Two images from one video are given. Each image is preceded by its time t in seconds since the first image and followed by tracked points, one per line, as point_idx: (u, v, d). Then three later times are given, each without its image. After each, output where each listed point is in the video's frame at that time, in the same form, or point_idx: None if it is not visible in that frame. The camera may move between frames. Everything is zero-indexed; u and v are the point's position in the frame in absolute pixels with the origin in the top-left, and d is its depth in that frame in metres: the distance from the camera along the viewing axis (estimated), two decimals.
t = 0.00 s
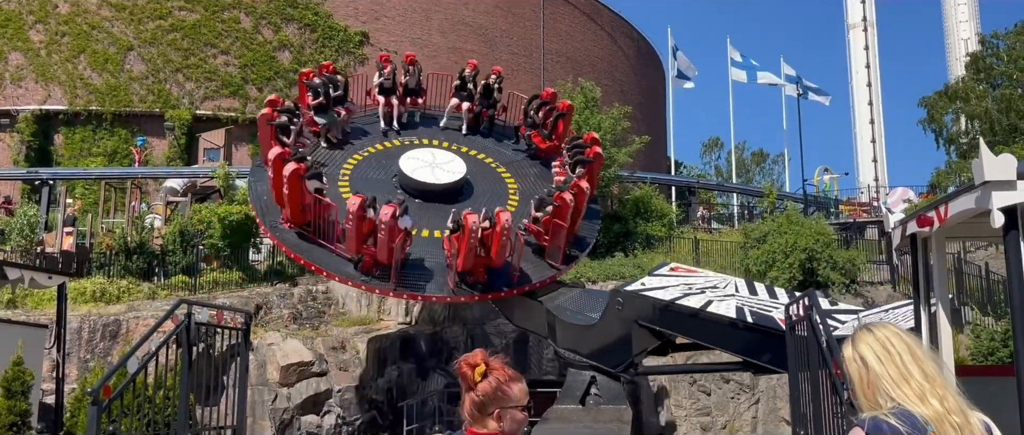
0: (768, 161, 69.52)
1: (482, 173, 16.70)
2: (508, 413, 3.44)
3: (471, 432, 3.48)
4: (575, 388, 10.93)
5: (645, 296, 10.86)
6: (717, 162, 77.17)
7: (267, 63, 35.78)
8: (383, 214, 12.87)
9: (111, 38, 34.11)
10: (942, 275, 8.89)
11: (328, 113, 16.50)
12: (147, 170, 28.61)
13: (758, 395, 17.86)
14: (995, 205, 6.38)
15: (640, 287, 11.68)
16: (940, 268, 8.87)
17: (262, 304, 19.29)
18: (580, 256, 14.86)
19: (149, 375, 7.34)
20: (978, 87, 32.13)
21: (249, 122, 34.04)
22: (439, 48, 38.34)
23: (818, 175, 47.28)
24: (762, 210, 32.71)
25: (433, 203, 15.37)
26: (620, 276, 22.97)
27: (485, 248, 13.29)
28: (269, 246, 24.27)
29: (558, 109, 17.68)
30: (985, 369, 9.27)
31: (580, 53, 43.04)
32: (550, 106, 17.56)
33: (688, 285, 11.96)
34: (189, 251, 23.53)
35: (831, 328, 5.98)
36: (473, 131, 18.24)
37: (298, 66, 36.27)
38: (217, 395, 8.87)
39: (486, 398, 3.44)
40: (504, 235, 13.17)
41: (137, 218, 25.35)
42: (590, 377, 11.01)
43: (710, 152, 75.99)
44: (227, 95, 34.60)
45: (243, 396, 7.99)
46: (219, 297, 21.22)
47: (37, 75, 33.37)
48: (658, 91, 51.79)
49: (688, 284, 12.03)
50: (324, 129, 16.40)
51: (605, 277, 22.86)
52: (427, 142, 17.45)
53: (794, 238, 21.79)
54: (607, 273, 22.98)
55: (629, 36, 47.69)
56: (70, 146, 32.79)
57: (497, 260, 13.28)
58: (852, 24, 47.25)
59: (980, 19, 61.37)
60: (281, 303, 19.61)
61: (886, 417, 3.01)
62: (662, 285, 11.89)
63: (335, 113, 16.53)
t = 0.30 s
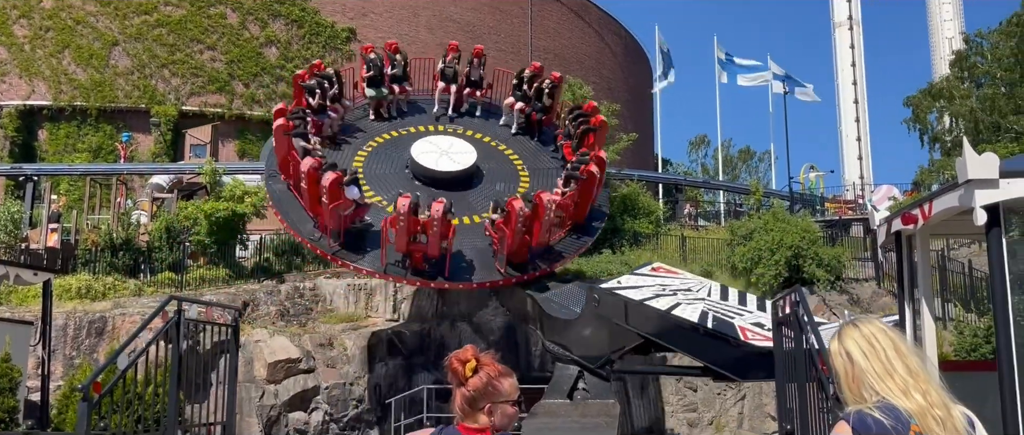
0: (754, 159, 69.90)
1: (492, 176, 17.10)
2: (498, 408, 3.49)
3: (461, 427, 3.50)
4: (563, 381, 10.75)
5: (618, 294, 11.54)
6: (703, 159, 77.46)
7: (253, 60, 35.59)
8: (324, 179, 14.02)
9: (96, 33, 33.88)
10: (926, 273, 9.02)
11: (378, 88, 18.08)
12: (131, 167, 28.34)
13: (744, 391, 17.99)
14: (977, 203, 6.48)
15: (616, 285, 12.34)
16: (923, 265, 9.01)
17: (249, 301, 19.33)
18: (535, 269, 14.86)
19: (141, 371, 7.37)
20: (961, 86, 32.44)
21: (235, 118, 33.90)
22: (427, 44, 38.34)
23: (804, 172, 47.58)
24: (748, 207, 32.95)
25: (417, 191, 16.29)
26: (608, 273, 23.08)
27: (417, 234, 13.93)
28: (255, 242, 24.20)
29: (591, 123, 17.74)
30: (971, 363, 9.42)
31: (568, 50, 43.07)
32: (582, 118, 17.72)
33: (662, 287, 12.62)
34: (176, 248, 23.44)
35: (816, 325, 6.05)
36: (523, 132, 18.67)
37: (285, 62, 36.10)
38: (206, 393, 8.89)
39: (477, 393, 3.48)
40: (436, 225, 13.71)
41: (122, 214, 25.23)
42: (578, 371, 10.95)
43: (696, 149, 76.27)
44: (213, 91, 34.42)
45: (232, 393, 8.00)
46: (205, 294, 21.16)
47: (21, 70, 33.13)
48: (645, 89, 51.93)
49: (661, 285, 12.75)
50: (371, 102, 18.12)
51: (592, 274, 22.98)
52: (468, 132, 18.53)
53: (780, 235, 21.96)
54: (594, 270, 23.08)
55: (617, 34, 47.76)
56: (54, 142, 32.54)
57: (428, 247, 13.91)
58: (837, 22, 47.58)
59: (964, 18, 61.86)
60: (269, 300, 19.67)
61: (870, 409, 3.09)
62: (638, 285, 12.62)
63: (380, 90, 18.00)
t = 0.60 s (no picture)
0: (737, 158, 70.37)
1: (489, 180, 16.55)
2: (492, 405, 3.52)
3: (456, 425, 3.53)
4: (547, 378, 11.50)
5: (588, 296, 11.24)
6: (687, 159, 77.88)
7: (237, 57, 35.41)
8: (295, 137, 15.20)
9: (77, 29, 33.59)
10: (909, 272, 9.12)
11: (434, 72, 18.49)
12: (113, 165, 28.07)
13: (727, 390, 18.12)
14: (959, 204, 6.56)
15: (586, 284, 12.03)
16: (906, 266, 9.11)
17: (233, 300, 19.23)
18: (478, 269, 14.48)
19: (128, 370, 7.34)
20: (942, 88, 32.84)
21: (218, 115, 33.68)
22: (412, 43, 38.31)
23: (787, 172, 47.92)
24: (731, 207, 33.17)
25: (406, 170, 16.51)
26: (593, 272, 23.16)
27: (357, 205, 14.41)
28: (239, 241, 24.17)
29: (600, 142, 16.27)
30: (952, 362, 9.49)
31: (553, 49, 43.16)
32: (593, 132, 16.35)
33: (629, 289, 12.27)
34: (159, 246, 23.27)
35: (802, 323, 6.12)
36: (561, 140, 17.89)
37: (269, 60, 35.93)
38: (191, 392, 8.85)
39: (470, 391, 3.51)
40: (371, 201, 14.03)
41: (104, 212, 25.04)
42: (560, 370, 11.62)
43: (680, 149, 76.65)
44: (197, 88, 34.22)
45: (220, 391, 7.97)
46: (188, 292, 21.04)
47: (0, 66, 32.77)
48: (630, 88, 52.11)
49: (628, 287, 12.41)
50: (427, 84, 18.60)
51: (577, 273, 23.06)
52: (506, 130, 18.14)
53: (763, 234, 22.13)
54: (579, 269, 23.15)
55: (602, 33, 47.90)
56: (34, 139, 32.20)
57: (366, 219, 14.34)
58: (820, 23, 47.99)
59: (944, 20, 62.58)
60: (252, 298, 19.41)
61: (855, 406, 3.15)
62: (606, 284, 12.30)
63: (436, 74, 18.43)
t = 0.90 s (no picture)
0: (719, 161, 70.84)
1: (489, 179, 16.42)
2: (482, 407, 3.54)
3: (446, 426, 3.54)
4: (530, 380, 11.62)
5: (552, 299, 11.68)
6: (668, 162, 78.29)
7: (218, 57, 35.19)
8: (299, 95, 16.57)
9: (55, 27, 33.24)
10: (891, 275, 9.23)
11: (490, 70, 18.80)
12: (92, 165, 27.73)
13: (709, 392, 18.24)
14: (942, 209, 6.66)
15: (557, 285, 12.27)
16: (889, 269, 9.22)
17: (213, 301, 19.10)
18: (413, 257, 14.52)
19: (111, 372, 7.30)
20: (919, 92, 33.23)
21: (199, 116, 33.29)
22: (395, 44, 38.25)
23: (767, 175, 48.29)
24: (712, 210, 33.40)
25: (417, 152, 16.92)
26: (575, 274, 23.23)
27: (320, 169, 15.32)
28: (219, 242, 24.06)
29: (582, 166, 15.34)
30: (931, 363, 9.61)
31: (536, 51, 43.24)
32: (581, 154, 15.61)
33: (598, 293, 12.26)
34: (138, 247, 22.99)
35: (785, 325, 6.20)
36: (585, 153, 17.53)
37: (250, 60, 35.72)
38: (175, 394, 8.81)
39: (459, 393, 3.53)
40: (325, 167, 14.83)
41: (83, 212, 24.79)
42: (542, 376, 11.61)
43: (661, 151, 77.03)
44: (177, 88, 33.98)
45: (204, 393, 7.93)
46: (168, 293, 20.88)
47: None
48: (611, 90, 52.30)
49: (600, 291, 12.42)
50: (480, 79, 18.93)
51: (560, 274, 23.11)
52: (536, 140, 17.82)
53: (744, 237, 22.29)
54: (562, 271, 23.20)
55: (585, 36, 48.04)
56: (11, 138, 31.81)
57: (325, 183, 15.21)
58: (800, 28, 48.43)
59: (922, 25, 63.34)
60: (233, 300, 19.28)
61: (844, 406, 3.20)
62: (579, 286, 12.41)
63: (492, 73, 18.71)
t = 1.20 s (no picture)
0: (700, 167, 71.26)
1: (483, 180, 16.36)
2: (462, 410, 3.56)
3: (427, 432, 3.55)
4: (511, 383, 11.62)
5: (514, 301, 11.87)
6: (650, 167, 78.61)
7: (199, 58, 34.94)
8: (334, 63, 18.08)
9: (32, 28, 32.89)
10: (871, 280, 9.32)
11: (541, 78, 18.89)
12: (68, 166, 27.39)
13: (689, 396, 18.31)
14: (921, 217, 6.74)
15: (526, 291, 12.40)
16: (869, 274, 9.32)
17: (192, 304, 18.91)
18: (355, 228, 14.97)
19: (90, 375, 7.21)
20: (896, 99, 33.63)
21: (179, 117, 33.06)
22: (377, 47, 38.15)
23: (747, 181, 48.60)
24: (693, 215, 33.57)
25: (436, 141, 17.33)
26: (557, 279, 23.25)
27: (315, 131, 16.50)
28: (198, 245, 23.85)
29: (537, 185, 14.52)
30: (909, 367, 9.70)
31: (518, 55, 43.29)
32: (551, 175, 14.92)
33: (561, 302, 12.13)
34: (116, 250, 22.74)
35: (766, 330, 6.25)
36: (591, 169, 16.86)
37: (231, 62, 35.47)
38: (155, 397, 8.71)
39: (440, 397, 3.55)
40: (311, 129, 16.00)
41: (60, 214, 24.50)
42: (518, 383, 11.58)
43: (643, 157, 77.35)
44: (157, 89, 33.67)
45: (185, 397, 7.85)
46: (146, 297, 20.69)
47: None
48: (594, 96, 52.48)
49: (563, 299, 12.27)
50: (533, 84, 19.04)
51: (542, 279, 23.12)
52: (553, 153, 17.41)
53: (724, 242, 22.40)
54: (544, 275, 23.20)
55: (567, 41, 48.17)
56: None
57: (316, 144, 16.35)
58: (781, 35, 48.86)
59: (899, 33, 64.12)
60: (212, 303, 19.09)
61: (825, 408, 3.26)
62: (545, 293, 12.37)
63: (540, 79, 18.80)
